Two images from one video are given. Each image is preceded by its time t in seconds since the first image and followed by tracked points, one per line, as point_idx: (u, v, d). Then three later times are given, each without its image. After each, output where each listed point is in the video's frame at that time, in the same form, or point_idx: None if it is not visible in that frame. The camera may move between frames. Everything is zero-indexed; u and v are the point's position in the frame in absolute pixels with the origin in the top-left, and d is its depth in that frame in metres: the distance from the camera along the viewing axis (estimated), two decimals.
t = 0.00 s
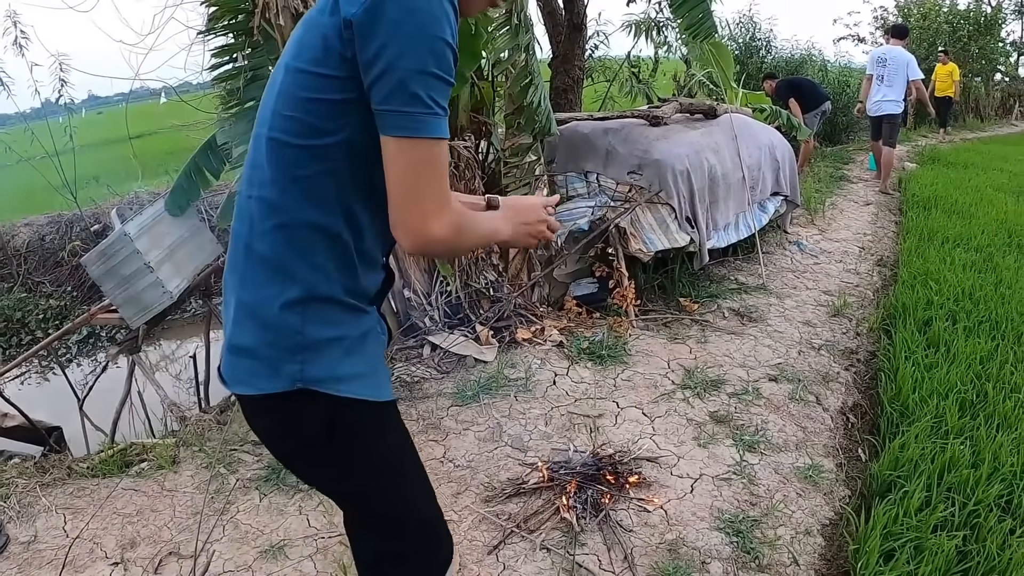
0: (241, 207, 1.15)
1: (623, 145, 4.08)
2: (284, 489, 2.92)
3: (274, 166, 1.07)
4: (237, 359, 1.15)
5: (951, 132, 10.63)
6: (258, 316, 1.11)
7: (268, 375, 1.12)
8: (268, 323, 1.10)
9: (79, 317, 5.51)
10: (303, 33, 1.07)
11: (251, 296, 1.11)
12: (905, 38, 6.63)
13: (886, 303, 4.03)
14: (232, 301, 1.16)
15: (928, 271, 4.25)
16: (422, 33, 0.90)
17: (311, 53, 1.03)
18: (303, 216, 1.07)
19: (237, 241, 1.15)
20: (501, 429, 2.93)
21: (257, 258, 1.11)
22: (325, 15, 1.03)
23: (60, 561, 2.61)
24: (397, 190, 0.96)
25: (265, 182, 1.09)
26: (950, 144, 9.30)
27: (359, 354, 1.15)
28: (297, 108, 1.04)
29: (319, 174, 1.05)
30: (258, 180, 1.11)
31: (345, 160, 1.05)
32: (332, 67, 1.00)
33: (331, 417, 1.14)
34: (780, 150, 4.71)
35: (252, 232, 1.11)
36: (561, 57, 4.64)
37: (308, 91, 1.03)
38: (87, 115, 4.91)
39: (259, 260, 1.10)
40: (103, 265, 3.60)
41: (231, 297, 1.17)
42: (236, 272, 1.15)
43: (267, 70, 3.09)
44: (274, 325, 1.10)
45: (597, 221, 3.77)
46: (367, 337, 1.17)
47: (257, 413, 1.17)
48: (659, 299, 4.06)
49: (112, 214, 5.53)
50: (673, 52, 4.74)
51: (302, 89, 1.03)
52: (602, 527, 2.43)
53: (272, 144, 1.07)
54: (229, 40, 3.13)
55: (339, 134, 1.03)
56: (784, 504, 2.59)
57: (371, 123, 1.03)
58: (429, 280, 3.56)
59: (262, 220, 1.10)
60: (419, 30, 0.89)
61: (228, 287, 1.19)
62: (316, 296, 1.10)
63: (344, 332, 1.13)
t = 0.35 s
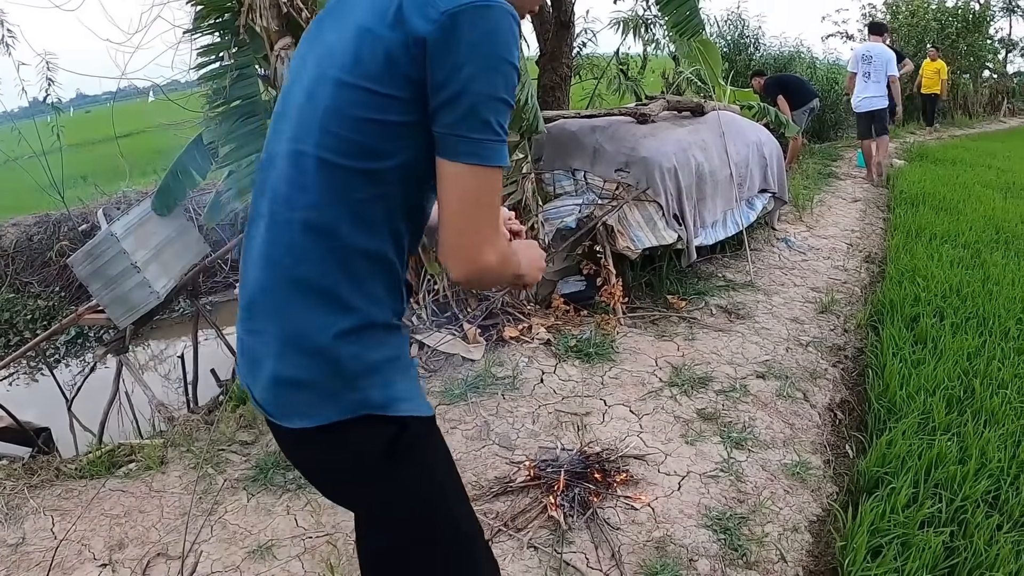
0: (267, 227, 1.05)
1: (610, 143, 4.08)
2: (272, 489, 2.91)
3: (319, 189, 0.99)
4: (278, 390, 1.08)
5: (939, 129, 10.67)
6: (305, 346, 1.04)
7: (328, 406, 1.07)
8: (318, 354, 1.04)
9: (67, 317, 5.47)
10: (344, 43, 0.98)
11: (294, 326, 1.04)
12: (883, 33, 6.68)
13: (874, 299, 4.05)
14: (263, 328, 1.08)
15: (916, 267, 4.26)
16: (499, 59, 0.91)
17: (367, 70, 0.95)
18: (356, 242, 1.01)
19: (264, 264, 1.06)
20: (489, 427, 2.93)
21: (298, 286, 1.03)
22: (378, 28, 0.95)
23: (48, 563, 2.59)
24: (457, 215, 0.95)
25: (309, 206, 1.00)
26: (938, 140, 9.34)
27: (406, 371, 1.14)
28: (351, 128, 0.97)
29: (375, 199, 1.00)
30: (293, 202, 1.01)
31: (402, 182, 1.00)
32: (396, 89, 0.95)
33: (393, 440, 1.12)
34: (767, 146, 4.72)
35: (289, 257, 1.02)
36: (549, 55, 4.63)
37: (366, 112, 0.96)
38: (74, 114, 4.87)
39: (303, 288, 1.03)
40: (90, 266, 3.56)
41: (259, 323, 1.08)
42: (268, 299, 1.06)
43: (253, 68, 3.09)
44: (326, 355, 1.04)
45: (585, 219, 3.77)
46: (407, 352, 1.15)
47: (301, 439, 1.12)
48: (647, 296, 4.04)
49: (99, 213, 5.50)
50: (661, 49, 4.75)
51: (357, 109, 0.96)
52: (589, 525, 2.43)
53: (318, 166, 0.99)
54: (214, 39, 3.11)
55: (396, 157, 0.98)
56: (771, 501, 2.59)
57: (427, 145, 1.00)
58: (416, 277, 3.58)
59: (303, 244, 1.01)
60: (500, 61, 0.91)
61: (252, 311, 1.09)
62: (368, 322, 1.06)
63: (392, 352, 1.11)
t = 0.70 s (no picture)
0: (362, 247, 0.87)
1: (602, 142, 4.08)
2: (265, 493, 2.89)
3: (447, 217, 0.84)
4: (357, 439, 0.93)
5: (929, 127, 10.72)
6: (404, 393, 0.90)
7: (424, 461, 0.95)
8: (426, 402, 0.91)
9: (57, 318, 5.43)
10: (489, 47, 0.82)
11: (394, 371, 0.89)
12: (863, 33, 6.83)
13: (868, 298, 4.05)
14: (347, 364, 0.91)
15: (909, 266, 4.27)
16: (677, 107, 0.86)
17: (526, 89, 0.81)
18: (480, 278, 0.89)
19: (356, 291, 0.88)
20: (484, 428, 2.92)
21: (406, 324, 0.87)
22: (543, 41, 0.81)
23: (39, 570, 2.57)
24: (614, 270, 0.93)
25: (431, 234, 0.84)
26: (928, 138, 9.38)
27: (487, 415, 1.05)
28: (497, 151, 0.82)
29: (504, 232, 0.88)
30: (410, 227, 0.84)
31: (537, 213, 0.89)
32: (560, 117, 0.83)
33: (489, 486, 1.02)
34: (759, 145, 4.72)
35: (397, 291, 0.86)
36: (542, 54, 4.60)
37: (520, 138, 0.82)
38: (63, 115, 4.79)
39: (414, 328, 0.88)
40: (79, 267, 3.47)
41: (340, 357, 0.91)
42: (359, 335, 0.89)
43: (245, 67, 3.06)
44: (432, 404, 0.91)
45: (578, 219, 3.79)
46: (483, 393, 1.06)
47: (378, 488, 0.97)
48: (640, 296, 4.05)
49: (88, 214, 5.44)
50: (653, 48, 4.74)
51: (510, 131, 0.82)
52: (586, 527, 2.42)
53: (452, 191, 0.83)
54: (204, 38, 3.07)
55: (538, 191, 0.87)
56: (768, 501, 2.59)
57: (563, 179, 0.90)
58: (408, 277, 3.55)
59: (421, 277, 0.86)
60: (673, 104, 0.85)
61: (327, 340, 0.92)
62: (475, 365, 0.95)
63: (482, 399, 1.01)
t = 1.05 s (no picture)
0: (406, 265, 0.83)
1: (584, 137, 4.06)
2: (249, 497, 2.83)
3: (499, 236, 0.82)
4: (370, 467, 0.90)
5: (908, 121, 10.79)
6: (432, 426, 0.87)
7: (448, 496, 0.93)
8: (451, 436, 0.88)
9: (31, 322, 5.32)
10: (573, 64, 0.82)
11: (421, 399, 0.86)
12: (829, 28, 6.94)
13: (853, 291, 4.06)
14: (370, 386, 0.86)
15: (893, 258, 4.28)
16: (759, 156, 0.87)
17: (606, 113, 0.81)
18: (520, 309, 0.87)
19: (389, 307, 0.84)
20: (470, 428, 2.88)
21: (441, 350, 0.85)
22: (629, 68, 0.81)
23: None
24: (713, 315, 0.92)
25: (479, 258, 0.82)
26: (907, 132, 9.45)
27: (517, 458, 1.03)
28: (564, 173, 0.82)
29: (551, 263, 0.86)
30: (459, 243, 0.82)
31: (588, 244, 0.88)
32: (635, 146, 0.82)
33: (524, 523, 1.03)
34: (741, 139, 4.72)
35: (437, 314, 0.83)
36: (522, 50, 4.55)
37: (587, 165, 0.82)
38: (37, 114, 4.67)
39: (451, 356, 0.85)
40: (55, 268, 3.44)
41: (363, 377, 0.87)
42: (389, 357, 0.85)
43: (222, 63, 3.00)
44: (459, 440, 0.89)
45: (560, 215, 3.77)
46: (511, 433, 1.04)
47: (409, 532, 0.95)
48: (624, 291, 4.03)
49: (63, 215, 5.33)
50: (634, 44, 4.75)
51: (582, 154, 0.81)
52: (576, 527, 2.38)
53: (512, 210, 0.82)
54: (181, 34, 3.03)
55: (594, 224, 0.86)
56: (758, 497, 2.57)
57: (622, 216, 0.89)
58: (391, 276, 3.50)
59: (462, 300, 0.83)
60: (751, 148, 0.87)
61: (351, 358, 0.87)
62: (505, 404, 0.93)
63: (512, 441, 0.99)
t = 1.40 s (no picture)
0: (381, 267, 0.96)
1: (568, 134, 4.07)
2: (237, 500, 2.82)
3: (464, 248, 0.97)
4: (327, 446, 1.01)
5: (892, 116, 10.86)
6: (387, 412, 0.99)
7: (399, 484, 1.06)
8: (402, 427, 1.00)
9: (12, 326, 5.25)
10: (546, 118, 1.01)
11: (378, 387, 0.98)
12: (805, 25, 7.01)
13: (837, 286, 4.09)
14: (334, 373, 0.98)
15: (876, 253, 4.32)
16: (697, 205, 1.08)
17: (571, 158, 0.99)
18: (472, 316, 1.01)
19: (359, 301, 0.97)
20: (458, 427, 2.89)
21: (402, 346, 0.98)
22: (597, 125, 1.01)
23: None
24: (709, 342, 1.13)
25: (446, 265, 0.97)
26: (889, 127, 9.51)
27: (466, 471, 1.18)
28: (528, 200, 0.98)
29: (506, 280, 1.01)
30: (431, 250, 0.96)
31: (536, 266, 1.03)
32: (593, 188, 1.00)
33: (480, 522, 1.19)
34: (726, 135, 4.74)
35: (403, 313, 0.97)
36: (505, 48, 4.54)
37: (548, 195, 0.98)
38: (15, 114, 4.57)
39: (409, 353, 0.98)
40: (39, 271, 3.40)
41: (327, 365, 0.98)
42: (355, 346, 0.97)
43: (205, 63, 2.99)
44: (410, 431, 1.01)
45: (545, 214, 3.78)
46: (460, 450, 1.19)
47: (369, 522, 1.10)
48: (610, 289, 4.04)
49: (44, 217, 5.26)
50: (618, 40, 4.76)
51: (546, 186, 0.98)
52: (565, 525, 2.39)
53: (479, 227, 0.97)
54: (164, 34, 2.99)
55: (545, 249, 1.02)
56: (746, 492, 2.59)
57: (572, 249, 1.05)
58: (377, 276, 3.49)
59: (426, 304, 0.97)
60: (694, 210, 1.07)
61: (318, 347, 0.99)
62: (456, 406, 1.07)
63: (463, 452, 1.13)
